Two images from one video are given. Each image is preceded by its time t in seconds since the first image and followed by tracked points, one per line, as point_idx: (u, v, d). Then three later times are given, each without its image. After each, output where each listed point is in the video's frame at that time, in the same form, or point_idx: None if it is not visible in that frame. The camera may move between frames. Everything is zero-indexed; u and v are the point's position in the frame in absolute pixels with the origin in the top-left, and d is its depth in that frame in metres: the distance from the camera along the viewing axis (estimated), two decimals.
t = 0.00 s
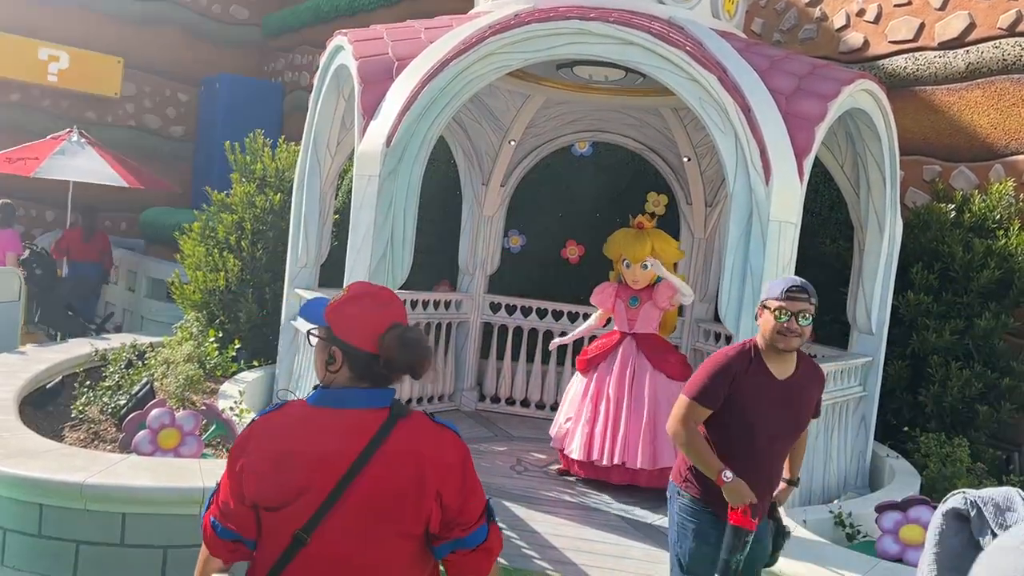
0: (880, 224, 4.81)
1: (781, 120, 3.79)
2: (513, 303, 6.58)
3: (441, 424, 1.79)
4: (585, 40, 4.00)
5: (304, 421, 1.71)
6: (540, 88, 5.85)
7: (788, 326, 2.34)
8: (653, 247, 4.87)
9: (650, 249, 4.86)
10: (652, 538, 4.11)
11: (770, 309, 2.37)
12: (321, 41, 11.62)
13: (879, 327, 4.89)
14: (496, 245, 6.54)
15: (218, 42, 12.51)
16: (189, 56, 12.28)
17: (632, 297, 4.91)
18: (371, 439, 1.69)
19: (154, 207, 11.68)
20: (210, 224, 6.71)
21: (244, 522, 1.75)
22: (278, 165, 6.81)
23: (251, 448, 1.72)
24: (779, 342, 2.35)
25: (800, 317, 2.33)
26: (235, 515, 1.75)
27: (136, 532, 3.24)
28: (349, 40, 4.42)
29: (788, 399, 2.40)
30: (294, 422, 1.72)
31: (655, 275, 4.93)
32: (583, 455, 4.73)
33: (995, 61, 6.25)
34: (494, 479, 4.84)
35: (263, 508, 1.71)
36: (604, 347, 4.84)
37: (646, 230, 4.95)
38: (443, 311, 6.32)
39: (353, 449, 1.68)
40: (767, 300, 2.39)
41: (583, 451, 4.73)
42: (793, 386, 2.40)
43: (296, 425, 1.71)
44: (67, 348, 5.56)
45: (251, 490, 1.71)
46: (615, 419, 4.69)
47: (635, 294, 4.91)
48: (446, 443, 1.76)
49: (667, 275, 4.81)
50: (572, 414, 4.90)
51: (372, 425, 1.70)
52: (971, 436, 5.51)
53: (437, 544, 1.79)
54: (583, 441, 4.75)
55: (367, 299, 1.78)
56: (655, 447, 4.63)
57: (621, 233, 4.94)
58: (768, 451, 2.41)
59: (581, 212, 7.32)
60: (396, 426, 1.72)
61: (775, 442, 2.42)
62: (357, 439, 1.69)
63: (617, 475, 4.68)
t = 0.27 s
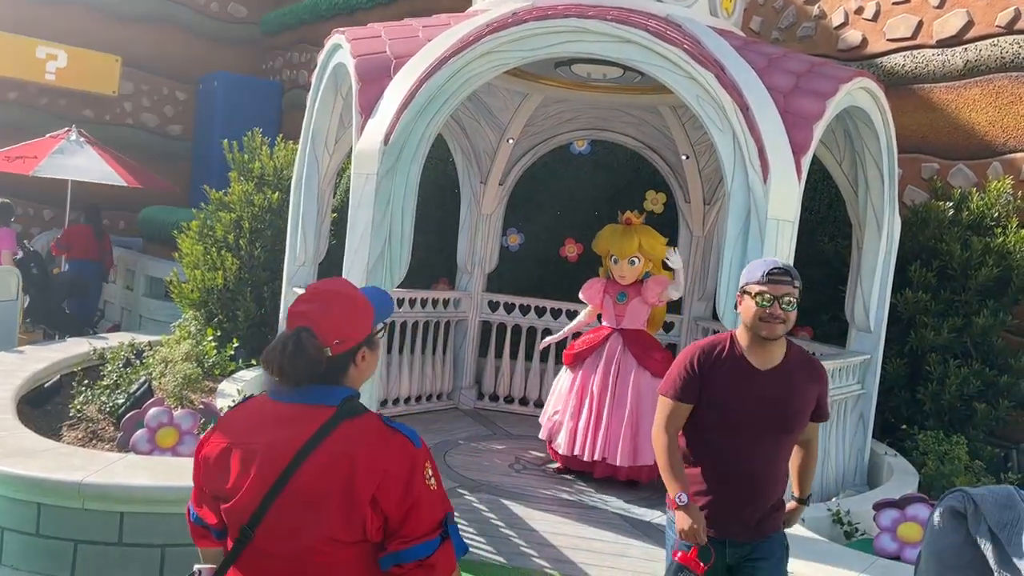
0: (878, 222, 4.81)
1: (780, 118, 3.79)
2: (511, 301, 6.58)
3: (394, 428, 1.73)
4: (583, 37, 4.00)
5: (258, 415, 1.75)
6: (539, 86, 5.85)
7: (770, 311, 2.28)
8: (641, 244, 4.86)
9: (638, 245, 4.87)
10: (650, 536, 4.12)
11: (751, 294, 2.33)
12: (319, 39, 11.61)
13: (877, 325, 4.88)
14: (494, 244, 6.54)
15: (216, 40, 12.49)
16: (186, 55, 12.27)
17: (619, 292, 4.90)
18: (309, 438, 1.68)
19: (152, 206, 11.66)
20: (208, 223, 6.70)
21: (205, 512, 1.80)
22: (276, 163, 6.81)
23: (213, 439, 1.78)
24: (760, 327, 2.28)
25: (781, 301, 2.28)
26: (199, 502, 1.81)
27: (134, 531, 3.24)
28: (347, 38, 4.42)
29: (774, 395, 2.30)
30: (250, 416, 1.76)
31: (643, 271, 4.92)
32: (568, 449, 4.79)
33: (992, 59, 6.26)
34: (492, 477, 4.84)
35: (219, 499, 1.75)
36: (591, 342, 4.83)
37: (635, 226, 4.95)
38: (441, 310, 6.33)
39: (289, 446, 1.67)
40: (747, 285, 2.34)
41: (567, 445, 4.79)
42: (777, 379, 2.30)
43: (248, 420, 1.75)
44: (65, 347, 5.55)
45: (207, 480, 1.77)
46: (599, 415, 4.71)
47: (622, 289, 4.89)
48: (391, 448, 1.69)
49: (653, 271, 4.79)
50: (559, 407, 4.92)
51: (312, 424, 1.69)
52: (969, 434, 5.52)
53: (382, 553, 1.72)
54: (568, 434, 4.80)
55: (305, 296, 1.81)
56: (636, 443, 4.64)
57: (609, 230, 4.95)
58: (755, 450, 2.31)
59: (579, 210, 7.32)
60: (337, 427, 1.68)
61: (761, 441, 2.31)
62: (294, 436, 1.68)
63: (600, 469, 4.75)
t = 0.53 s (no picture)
0: (878, 221, 4.81)
1: (780, 117, 3.78)
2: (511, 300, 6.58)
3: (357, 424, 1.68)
4: (583, 37, 4.00)
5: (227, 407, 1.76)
6: (539, 85, 5.84)
7: (791, 330, 2.11)
8: (633, 243, 4.87)
9: (630, 244, 4.88)
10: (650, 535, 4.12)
11: (773, 310, 2.16)
12: (319, 38, 11.61)
13: (877, 324, 4.88)
14: (494, 243, 6.54)
15: (216, 40, 12.49)
16: (186, 54, 12.27)
17: (611, 290, 4.91)
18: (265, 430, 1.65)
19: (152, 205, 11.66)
20: (208, 222, 6.70)
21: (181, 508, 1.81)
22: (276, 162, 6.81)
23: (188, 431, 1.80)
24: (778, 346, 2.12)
25: (805, 319, 2.11)
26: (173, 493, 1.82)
27: (135, 530, 3.24)
28: (347, 37, 4.42)
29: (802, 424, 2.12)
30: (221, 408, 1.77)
31: (634, 270, 4.94)
32: (553, 444, 4.79)
33: (992, 59, 6.26)
34: (492, 476, 4.85)
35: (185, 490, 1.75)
36: (582, 338, 4.84)
37: (627, 225, 4.96)
38: (441, 309, 6.33)
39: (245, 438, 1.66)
40: (769, 299, 2.17)
41: (552, 440, 4.78)
42: (806, 406, 2.13)
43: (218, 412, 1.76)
44: (65, 347, 5.55)
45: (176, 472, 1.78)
46: (589, 412, 4.71)
47: (613, 288, 4.92)
48: (347, 442, 1.64)
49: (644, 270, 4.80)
50: (547, 402, 4.93)
51: (272, 416, 1.67)
52: (969, 433, 5.53)
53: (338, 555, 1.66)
54: (554, 430, 4.80)
55: (274, 288, 1.80)
56: (626, 440, 4.64)
57: (602, 228, 4.96)
58: (781, 485, 2.13)
59: (579, 209, 7.32)
60: (294, 420, 1.65)
61: (786, 473, 2.13)
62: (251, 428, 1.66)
63: (586, 465, 4.73)
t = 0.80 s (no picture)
0: (880, 221, 4.80)
1: (782, 117, 3.79)
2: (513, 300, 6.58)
3: (371, 429, 1.68)
4: (586, 36, 4.00)
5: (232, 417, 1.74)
6: (540, 85, 5.83)
7: (815, 326, 2.01)
8: (630, 243, 4.83)
9: (627, 244, 4.83)
10: (651, 534, 4.13)
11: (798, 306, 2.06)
12: (320, 37, 11.61)
13: (879, 325, 4.88)
14: (496, 242, 6.54)
15: (217, 39, 12.49)
16: (187, 53, 12.27)
17: (605, 290, 4.88)
18: (276, 440, 1.65)
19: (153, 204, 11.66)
20: (210, 221, 6.70)
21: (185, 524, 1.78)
22: (278, 161, 6.81)
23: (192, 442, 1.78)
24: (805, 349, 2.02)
25: (830, 315, 2.00)
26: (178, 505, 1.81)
27: (138, 529, 3.24)
28: (349, 36, 4.42)
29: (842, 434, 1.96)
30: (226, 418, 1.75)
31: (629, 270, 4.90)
32: (552, 443, 4.72)
33: (994, 59, 6.26)
34: (494, 475, 4.85)
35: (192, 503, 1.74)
36: (576, 337, 4.81)
37: (624, 225, 4.93)
38: (443, 308, 6.33)
39: (257, 449, 1.64)
40: (795, 296, 2.08)
41: (550, 440, 4.72)
42: (845, 415, 1.97)
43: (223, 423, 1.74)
44: (67, 346, 5.55)
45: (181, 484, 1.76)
46: (587, 411, 4.68)
47: (608, 287, 4.87)
48: (363, 449, 1.64)
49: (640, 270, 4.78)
50: (540, 401, 4.88)
51: (282, 425, 1.66)
52: (970, 432, 5.54)
53: (358, 561, 1.68)
54: (552, 429, 4.74)
55: (282, 291, 1.81)
56: (625, 439, 4.66)
57: (598, 226, 4.91)
58: (807, 505, 1.98)
59: (580, 209, 7.32)
60: (307, 429, 1.65)
61: (823, 489, 1.96)
62: (262, 439, 1.65)
63: (585, 464, 4.70)
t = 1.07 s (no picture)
0: (881, 222, 4.80)
1: (783, 118, 3.79)
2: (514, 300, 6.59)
3: (436, 437, 1.73)
4: (587, 37, 4.00)
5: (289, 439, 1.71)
6: (541, 86, 5.83)
7: (856, 367, 1.73)
8: (627, 244, 4.84)
9: (623, 245, 4.84)
10: (653, 535, 4.13)
11: (830, 340, 1.77)
12: (322, 37, 11.62)
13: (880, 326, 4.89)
14: (497, 243, 6.54)
15: (219, 39, 12.50)
16: (189, 53, 12.29)
17: (602, 290, 4.89)
18: (349, 458, 1.64)
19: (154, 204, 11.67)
20: (211, 221, 6.71)
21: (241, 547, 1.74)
22: (279, 161, 6.82)
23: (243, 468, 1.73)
24: (844, 393, 1.73)
25: (874, 354, 1.72)
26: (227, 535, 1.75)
27: (139, 528, 3.25)
28: (351, 37, 4.42)
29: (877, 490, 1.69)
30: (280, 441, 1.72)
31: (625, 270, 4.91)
32: (548, 442, 4.70)
33: (995, 61, 6.27)
34: (495, 476, 4.85)
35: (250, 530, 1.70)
36: (572, 338, 4.82)
37: (622, 226, 4.93)
38: (444, 309, 6.34)
39: (329, 469, 1.63)
40: (824, 327, 1.78)
41: (547, 438, 4.70)
42: (879, 468, 1.70)
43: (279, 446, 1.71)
44: (68, 346, 5.55)
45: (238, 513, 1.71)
46: (584, 410, 4.68)
47: (604, 288, 4.89)
48: (435, 459, 1.68)
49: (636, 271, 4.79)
50: (536, 400, 4.87)
51: (351, 442, 1.66)
52: (971, 434, 5.53)
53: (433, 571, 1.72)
54: (549, 428, 4.72)
55: (323, 302, 1.81)
56: (621, 438, 4.65)
57: (597, 227, 4.90)
58: None
59: (581, 210, 7.33)
60: (378, 443, 1.66)
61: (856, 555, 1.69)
62: (334, 458, 1.64)
63: (580, 465, 4.67)
